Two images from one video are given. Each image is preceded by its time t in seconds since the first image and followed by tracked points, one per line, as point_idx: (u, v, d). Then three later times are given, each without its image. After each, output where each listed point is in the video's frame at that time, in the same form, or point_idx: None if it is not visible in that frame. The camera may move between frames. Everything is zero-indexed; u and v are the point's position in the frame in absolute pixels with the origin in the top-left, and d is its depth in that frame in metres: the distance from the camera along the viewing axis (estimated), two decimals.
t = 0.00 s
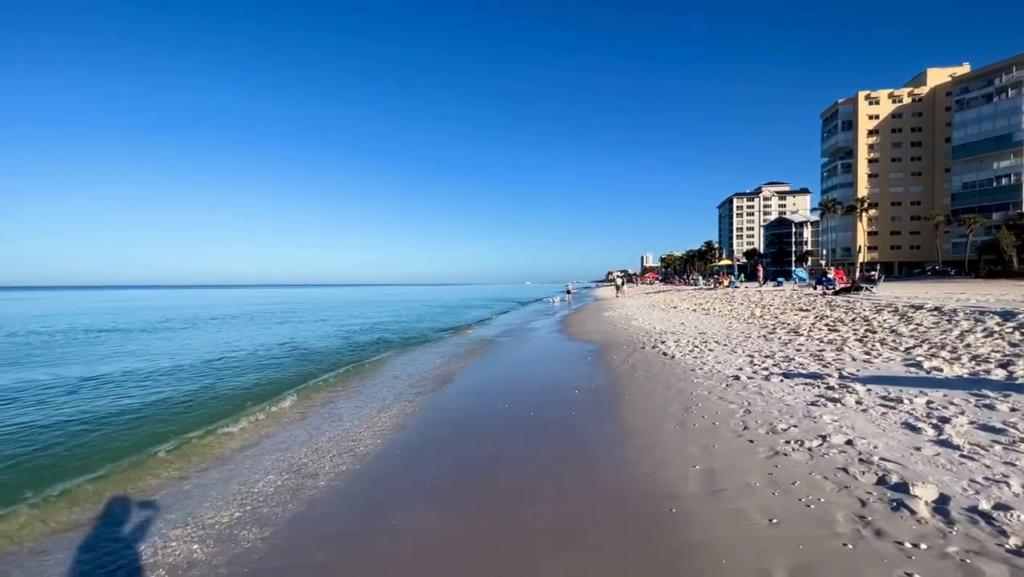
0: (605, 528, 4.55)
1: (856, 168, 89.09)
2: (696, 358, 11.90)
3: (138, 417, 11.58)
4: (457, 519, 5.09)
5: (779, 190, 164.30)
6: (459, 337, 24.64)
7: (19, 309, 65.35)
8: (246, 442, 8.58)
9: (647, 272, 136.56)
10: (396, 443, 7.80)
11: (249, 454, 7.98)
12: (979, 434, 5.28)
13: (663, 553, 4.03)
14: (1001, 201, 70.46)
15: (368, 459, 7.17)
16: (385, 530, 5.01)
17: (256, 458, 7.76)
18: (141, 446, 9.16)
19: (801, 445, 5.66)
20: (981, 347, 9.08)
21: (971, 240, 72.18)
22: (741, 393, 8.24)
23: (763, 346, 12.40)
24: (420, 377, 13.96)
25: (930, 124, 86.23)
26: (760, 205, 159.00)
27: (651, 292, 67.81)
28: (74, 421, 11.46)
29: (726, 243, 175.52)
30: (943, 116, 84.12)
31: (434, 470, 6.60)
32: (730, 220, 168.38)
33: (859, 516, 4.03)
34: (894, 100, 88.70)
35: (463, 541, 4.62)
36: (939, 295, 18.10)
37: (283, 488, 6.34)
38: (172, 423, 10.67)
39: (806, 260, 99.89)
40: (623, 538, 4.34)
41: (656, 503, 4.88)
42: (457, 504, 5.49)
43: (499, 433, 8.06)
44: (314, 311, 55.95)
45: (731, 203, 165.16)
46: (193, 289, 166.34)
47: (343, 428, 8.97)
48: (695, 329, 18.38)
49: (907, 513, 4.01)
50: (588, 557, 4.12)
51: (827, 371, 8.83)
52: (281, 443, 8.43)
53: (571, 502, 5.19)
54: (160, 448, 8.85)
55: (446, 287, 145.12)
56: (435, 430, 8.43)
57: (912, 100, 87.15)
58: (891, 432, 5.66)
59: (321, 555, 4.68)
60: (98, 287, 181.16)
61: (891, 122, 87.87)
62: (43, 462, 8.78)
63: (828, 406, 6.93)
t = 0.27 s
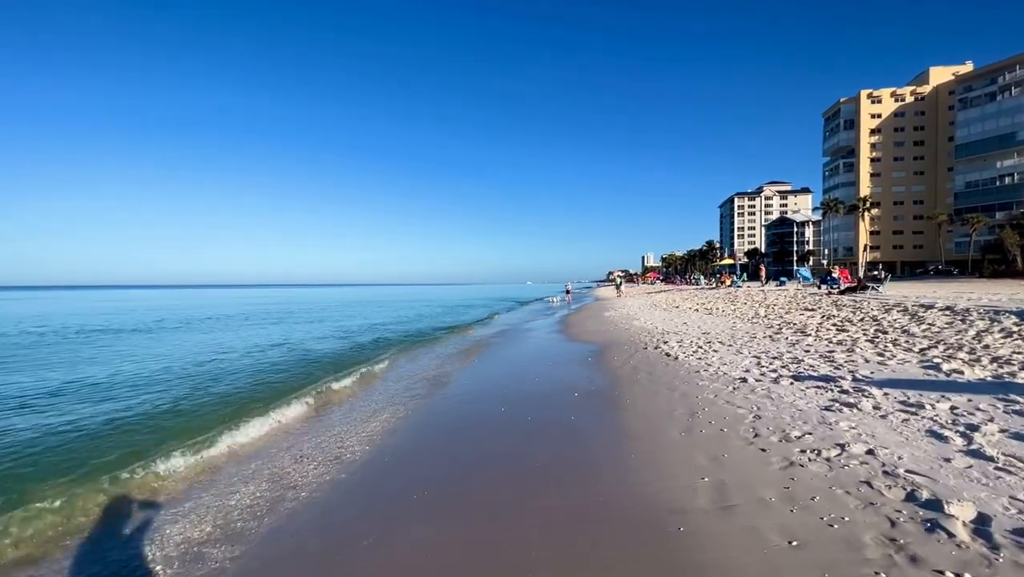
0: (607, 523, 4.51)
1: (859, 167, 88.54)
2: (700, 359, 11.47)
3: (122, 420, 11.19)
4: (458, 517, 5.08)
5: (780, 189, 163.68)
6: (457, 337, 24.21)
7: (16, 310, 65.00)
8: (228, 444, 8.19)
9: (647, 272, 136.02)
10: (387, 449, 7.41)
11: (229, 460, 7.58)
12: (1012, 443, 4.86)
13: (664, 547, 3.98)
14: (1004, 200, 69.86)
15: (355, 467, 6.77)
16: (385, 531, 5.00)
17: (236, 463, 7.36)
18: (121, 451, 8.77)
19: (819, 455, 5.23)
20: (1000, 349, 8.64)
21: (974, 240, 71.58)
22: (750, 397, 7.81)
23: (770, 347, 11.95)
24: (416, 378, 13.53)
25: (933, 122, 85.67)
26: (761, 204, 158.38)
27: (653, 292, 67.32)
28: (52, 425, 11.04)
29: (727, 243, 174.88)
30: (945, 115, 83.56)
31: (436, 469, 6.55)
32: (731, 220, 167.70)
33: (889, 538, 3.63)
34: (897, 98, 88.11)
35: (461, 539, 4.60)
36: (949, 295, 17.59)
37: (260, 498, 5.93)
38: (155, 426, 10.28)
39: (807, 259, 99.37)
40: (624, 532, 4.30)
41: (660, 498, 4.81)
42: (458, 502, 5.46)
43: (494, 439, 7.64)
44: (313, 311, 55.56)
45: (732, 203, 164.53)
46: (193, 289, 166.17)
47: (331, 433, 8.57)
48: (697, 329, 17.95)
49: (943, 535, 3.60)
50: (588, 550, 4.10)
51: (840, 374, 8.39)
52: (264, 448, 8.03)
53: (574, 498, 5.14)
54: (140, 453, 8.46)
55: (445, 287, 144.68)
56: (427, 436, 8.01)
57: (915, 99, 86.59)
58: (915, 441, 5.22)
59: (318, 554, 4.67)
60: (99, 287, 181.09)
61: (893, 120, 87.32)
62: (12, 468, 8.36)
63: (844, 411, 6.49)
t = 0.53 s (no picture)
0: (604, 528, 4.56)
1: (861, 167, 88.02)
2: (704, 363, 11.03)
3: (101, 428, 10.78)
4: (458, 517, 5.18)
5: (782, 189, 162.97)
6: (456, 338, 23.79)
7: (15, 310, 64.86)
8: (208, 453, 7.80)
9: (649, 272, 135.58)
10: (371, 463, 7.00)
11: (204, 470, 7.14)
12: None
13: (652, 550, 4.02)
14: (1007, 200, 69.25)
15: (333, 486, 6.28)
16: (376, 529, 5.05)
17: (209, 478, 6.88)
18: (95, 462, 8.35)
19: (839, 474, 4.79)
20: None
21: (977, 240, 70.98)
22: (759, 406, 7.37)
23: (776, 351, 11.51)
24: (411, 382, 13.09)
25: (936, 122, 85.06)
26: (763, 204, 157.72)
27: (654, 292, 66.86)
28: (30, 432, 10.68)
29: (728, 242, 174.27)
30: (948, 114, 82.93)
31: (439, 469, 6.62)
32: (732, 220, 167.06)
33: None
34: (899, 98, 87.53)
35: (457, 540, 4.71)
36: (959, 296, 17.12)
37: (233, 518, 5.53)
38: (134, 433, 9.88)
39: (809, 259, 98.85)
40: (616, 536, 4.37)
41: (657, 501, 4.89)
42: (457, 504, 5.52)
43: (485, 452, 7.20)
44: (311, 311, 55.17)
45: (734, 202, 163.84)
46: (194, 288, 165.94)
47: (314, 444, 8.14)
48: (700, 331, 17.53)
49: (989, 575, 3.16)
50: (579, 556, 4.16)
51: (853, 382, 7.95)
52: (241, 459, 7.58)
53: (572, 505, 5.20)
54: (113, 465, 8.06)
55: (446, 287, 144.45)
56: (414, 448, 7.55)
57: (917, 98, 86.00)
58: (944, 459, 4.78)
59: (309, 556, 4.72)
60: (101, 287, 181.23)
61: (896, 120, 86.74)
62: None
63: (862, 423, 6.06)
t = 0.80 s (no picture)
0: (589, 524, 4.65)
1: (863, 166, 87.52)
2: (706, 366, 10.61)
3: (78, 422, 10.42)
4: (450, 512, 5.27)
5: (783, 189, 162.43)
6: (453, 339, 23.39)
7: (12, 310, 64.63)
8: (182, 458, 7.43)
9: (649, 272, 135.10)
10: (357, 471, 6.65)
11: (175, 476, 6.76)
12: None
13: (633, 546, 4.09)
14: (1010, 199, 68.72)
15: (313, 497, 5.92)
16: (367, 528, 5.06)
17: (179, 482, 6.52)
18: (64, 461, 7.98)
19: (856, 491, 4.36)
20: None
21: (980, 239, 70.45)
22: (765, 413, 6.94)
23: (781, 353, 11.08)
24: (403, 384, 12.71)
25: (938, 121, 84.54)
26: (764, 204, 157.15)
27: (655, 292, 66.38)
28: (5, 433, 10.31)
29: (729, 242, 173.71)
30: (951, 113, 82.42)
31: (430, 469, 6.71)
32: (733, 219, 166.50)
33: None
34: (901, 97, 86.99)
35: (444, 535, 4.80)
36: (967, 296, 16.66)
37: (198, 533, 5.15)
38: (109, 430, 9.51)
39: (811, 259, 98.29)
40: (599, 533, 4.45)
41: (648, 498, 4.93)
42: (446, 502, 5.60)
43: (475, 461, 6.85)
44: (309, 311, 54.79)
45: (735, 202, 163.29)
46: (194, 289, 165.69)
47: (294, 449, 7.76)
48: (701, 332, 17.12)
49: None
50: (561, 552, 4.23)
51: (864, 387, 7.52)
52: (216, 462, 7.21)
53: (558, 503, 5.28)
54: (82, 464, 7.69)
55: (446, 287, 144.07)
56: (400, 457, 7.17)
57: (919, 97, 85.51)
58: (971, 475, 4.36)
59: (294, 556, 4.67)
60: (101, 287, 181.18)
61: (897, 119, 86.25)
62: None
63: (877, 433, 5.62)
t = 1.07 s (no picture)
0: (580, 527, 4.72)
1: (865, 166, 86.94)
2: (709, 371, 10.23)
3: (59, 427, 10.12)
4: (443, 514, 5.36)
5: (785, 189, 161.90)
6: (451, 339, 23.06)
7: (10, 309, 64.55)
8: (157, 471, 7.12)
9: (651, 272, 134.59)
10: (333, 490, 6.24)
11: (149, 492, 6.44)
12: None
13: (621, 552, 4.15)
14: (1013, 200, 68.15)
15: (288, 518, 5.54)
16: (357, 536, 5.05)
17: (152, 499, 6.19)
18: (38, 470, 7.67)
19: (879, 518, 3.97)
20: None
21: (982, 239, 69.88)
22: (773, 423, 6.55)
23: (788, 358, 10.68)
24: (397, 386, 12.38)
25: (941, 120, 83.89)
26: (765, 204, 156.62)
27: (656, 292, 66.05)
28: None
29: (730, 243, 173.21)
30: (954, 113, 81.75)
31: (430, 468, 6.78)
32: (734, 220, 165.93)
33: None
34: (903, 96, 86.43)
35: (438, 538, 4.85)
36: (976, 298, 16.13)
37: (159, 558, 4.82)
38: (84, 438, 9.18)
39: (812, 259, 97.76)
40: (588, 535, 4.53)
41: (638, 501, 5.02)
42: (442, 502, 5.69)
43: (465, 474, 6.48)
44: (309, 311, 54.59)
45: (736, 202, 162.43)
46: (195, 288, 165.61)
47: (277, 459, 7.42)
48: (703, 334, 16.73)
49: None
50: (549, 554, 4.32)
51: (877, 395, 7.13)
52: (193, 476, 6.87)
53: (552, 505, 5.36)
54: (57, 474, 7.39)
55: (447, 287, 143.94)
56: (385, 471, 6.77)
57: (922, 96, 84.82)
58: (1008, 501, 3.94)
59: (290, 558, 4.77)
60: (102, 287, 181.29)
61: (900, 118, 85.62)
62: None
63: (896, 448, 5.22)
